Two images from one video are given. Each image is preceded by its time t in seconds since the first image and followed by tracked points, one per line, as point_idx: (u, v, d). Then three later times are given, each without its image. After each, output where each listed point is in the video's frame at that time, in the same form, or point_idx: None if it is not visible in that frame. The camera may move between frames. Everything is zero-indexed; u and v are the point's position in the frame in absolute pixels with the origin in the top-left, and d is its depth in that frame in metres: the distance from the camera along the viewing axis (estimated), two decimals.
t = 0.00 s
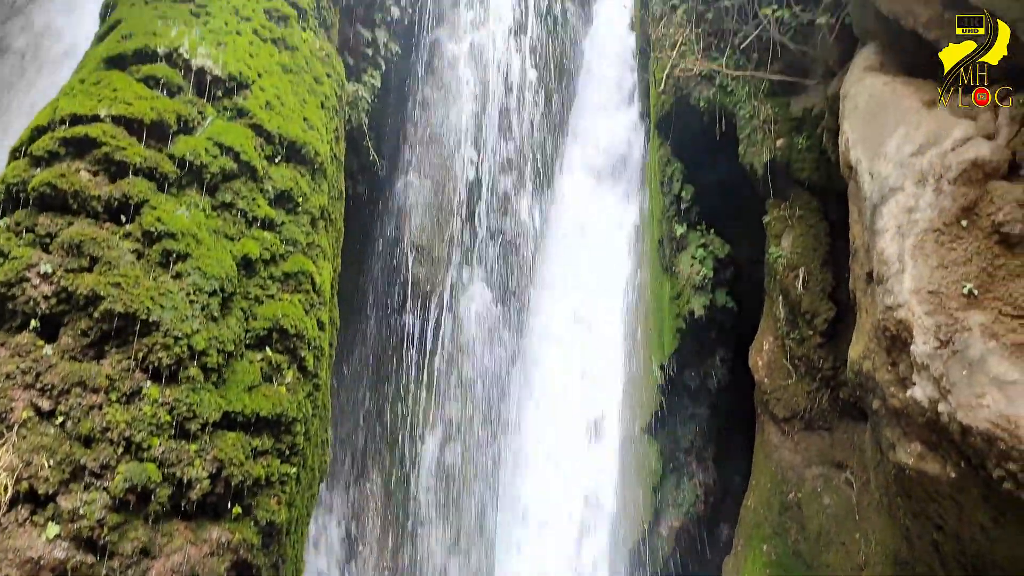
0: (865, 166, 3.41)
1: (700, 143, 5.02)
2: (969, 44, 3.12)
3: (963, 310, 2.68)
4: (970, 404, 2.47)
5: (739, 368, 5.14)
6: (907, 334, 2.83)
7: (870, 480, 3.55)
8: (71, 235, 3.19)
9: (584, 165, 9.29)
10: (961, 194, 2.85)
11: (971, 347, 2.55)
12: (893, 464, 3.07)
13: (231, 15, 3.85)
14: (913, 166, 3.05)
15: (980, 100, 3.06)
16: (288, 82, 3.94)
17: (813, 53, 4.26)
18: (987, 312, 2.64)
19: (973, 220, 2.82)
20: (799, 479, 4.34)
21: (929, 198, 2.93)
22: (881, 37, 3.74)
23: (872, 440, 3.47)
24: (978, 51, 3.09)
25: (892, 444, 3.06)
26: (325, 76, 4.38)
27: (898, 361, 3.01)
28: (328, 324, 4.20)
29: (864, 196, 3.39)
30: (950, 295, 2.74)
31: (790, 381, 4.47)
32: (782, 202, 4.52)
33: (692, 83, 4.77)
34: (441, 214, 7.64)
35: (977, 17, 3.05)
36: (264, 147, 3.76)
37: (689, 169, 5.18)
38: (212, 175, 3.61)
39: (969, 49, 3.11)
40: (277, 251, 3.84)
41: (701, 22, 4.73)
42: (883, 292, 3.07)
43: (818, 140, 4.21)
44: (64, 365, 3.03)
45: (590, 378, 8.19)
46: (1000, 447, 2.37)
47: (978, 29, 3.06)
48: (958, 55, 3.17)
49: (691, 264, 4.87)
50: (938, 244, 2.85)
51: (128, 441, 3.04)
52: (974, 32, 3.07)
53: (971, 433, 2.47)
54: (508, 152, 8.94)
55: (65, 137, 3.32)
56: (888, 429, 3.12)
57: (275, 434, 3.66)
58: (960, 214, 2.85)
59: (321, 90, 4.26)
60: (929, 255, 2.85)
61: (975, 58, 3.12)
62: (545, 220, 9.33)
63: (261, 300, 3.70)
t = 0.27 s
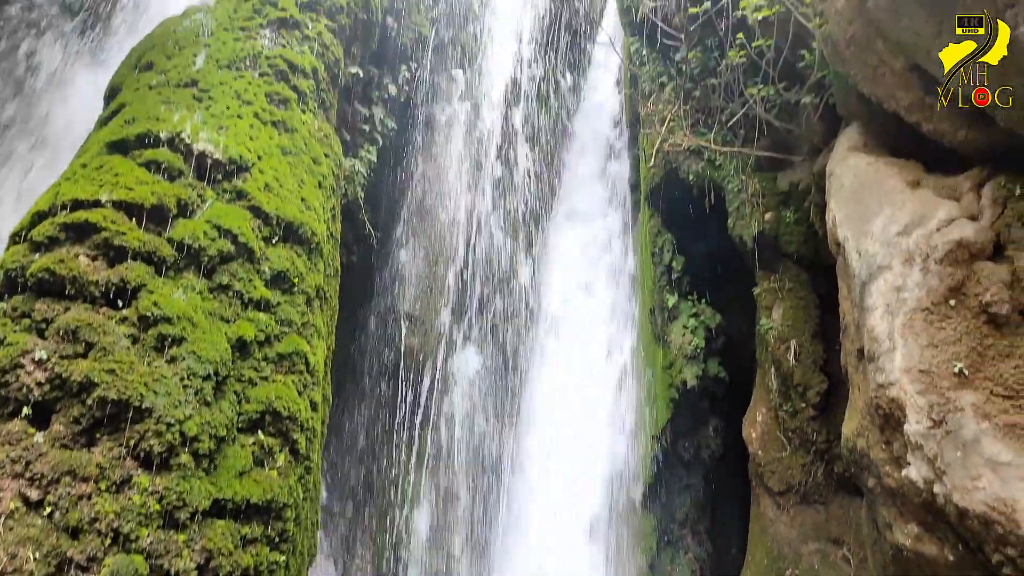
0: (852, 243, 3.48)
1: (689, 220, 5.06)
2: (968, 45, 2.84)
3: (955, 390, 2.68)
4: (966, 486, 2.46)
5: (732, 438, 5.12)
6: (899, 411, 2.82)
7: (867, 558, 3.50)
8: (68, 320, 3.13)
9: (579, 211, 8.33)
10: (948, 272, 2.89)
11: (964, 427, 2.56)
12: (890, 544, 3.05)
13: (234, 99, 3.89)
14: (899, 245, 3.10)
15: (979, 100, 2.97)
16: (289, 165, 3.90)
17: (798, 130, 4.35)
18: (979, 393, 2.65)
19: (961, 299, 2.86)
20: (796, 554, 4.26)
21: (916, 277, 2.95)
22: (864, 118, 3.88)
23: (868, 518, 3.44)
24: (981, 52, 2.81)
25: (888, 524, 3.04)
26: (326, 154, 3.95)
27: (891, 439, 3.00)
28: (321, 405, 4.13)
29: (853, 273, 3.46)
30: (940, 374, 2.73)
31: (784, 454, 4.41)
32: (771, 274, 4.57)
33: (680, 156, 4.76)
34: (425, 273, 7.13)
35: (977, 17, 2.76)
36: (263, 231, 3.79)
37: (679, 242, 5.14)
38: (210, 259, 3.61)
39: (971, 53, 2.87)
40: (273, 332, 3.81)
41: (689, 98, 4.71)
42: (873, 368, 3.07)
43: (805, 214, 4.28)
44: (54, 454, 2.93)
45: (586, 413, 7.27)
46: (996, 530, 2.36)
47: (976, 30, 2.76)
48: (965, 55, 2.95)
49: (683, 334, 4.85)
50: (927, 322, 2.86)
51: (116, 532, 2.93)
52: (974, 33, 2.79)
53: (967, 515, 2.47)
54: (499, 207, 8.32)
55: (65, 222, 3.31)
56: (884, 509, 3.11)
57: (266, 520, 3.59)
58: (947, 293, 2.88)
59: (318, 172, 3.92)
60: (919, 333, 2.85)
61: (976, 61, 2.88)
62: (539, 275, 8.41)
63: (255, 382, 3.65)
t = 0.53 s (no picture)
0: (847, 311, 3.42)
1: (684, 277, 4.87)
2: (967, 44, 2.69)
3: (956, 461, 2.64)
4: (971, 561, 2.41)
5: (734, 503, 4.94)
6: (900, 483, 2.76)
7: None
8: (62, 402, 2.97)
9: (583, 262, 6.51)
10: (943, 341, 2.88)
11: (967, 500, 2.52)
12: None
13: (233, 174, 3.86)
14: (897, 314, 3.08)
15: (979, 101, 2.74)
16: (285, 239, 3.97)
17: (791, 196, 4.36)
18: (981, 464, 2.60)
19: (959, 369, 2.84)
20: None
21: (914, 345, 2.94)
22: (854, 186, 3.91)
23: None
24: (977, 52, 2.66)
25: None
26: (323, 228, 4.13)
27: (894, 510, 2.92)
28: (316, 482, 4.04)
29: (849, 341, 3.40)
30: (942, 445, 2.70)
31: (786, 522, 4.18)
32: (768, 338, 4.45)
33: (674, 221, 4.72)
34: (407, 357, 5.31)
35: (976, 17, 2.63)
36: (259, 305, 3.78)
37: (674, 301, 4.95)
38: (206, 336, 3.50)
39: (967, 51, 2.68)
40: (267, 409, 3.73)
41: (683, 164, 4.73)
42: (874, 439, 3.01)
43: (801, 278, 4.21)
44: (45, 540, 2.72)
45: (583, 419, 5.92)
46: None
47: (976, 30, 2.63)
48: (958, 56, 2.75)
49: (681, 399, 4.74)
50: (925, 392, 2.83)
51: None
52: (972, 33, 2.65)
53: None
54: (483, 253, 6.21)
55: (62, 301, 3.20)
56: None
57: None
58: (945, 362, 2.86)
59: (314, 243, 4.05)
60: (917, 403, 2.82)
61: (973, 60, 2.69)
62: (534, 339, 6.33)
63: (248, 461, 3.54)
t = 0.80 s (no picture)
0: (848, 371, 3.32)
1: (684, 336, 4.87)
2: (968, 44, 2.41)
3: (964, 528, 2.46)
4: None
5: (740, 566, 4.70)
6: (909, 550, 2.58)
7: None
8: (58, 478, 2.91)
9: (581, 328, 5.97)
10: (945, 404, 2.70)
11: (977, 568, 2.33)
12: None
13: (234, 242, 3.84)
14: (898, 375, 2.93)
15: (979, 100, 2.47)
16: (286, 305, 3.89)
17: (789, 255, 4.34)
18: (989, 531, 2.42)
19: (962, 432, 2.66)
20: None
21: (916, 408, 2.78)
22: (851, 246, 3.88)
23: None
24: (977, 52, 2.38)
25: None
26: (324, 292, 4.14)
27: None
28: (316, 557, 3.78)
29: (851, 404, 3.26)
30: (948, 510, 2.52)
31: None
32: (770, 397, 4.36)
33: (674, 279, 4.77)
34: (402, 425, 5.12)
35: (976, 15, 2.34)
36: (259, 373, 3.67)
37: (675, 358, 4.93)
38: (204, 406, 3.39)
39: (967, 50, 2.40)
40: (265, 479, 3.55)
41: (680, 223, 4.80)
42: (880, 503, 2.84)
43: (801, 336, 4.20)
44: None
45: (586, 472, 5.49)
46: None
47: (976, 29, 2.35)
48: (958, 54, 2.46)
49: (682, 457, 4.62)
50: (930, 455, 2.66)
51: None
52: (972, 33, 2.36)
53: None
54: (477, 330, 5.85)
55: (61, 374, 3.16)
56: None
57: None
58: (948, 426, 2.68)
59: (314, 308, 4.04)
60: (922, 467, 2.65)
61: (974, 59, 2.40)
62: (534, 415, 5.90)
63: (246, 536, 3.35)
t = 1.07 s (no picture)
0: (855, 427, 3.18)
1: (688, 386, 4.87)
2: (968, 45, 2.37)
3: None
4: None
5: None
6: None
7: None
8: (55, 548, 2.74)
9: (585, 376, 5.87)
10: (953, 459, 2.66)
11: None
12: None
13: (238, 302, 3.76)
14: (905, 430, 2.85)
15: (979, 100, 2.36)
16: (289, 364, 3.80)
17: (792, 307, 4.32)
18: None
19: (970, 488, 2.61)
20: None
21: (923, 464, 2.71)
22: (854, 300, 3.83)
23: None
24: (977, 52, 2.33)
25: None
26: (326, 350, 4.08)
27: None
28: None
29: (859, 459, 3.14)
30: (960, 570, 2.48)
31: None
32: (777, 449, 4.32)
33: (676, 331, 4.80)
34: (405, 481, 5.02)
35: (976, 17, 2.36)
36: (261, 435, 3.51)
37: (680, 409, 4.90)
38: (206, 469, 3.22)
39: (967, 50, 2.36)
40: (268, 548, 3.34)
41: (681, 274, 4.81)
42: (892, 562, 2.76)
43: (805, 387, 4.18)
44: None
45: (594, 531, 5.20)
46: None
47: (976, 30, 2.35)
48: (956, 58, 2.40)
49: (688, 510, 4.51)
50: (939, 513, 2.61)
51: None
52: (973, 33, 2.36)
53: None
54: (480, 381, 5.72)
55: (62, 439, 3.01)
56: None
57: None
58: (956, 482, 2.63)
59: (317, 367, 3.98)
60: (931, 525, 2.59)
61: (974, 59, 2.33)
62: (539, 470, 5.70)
63: None
